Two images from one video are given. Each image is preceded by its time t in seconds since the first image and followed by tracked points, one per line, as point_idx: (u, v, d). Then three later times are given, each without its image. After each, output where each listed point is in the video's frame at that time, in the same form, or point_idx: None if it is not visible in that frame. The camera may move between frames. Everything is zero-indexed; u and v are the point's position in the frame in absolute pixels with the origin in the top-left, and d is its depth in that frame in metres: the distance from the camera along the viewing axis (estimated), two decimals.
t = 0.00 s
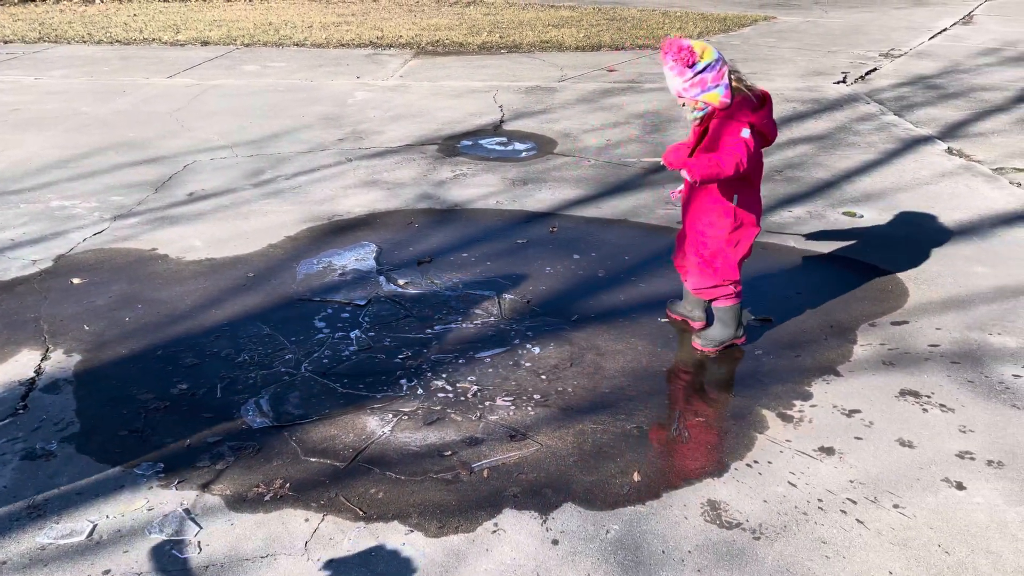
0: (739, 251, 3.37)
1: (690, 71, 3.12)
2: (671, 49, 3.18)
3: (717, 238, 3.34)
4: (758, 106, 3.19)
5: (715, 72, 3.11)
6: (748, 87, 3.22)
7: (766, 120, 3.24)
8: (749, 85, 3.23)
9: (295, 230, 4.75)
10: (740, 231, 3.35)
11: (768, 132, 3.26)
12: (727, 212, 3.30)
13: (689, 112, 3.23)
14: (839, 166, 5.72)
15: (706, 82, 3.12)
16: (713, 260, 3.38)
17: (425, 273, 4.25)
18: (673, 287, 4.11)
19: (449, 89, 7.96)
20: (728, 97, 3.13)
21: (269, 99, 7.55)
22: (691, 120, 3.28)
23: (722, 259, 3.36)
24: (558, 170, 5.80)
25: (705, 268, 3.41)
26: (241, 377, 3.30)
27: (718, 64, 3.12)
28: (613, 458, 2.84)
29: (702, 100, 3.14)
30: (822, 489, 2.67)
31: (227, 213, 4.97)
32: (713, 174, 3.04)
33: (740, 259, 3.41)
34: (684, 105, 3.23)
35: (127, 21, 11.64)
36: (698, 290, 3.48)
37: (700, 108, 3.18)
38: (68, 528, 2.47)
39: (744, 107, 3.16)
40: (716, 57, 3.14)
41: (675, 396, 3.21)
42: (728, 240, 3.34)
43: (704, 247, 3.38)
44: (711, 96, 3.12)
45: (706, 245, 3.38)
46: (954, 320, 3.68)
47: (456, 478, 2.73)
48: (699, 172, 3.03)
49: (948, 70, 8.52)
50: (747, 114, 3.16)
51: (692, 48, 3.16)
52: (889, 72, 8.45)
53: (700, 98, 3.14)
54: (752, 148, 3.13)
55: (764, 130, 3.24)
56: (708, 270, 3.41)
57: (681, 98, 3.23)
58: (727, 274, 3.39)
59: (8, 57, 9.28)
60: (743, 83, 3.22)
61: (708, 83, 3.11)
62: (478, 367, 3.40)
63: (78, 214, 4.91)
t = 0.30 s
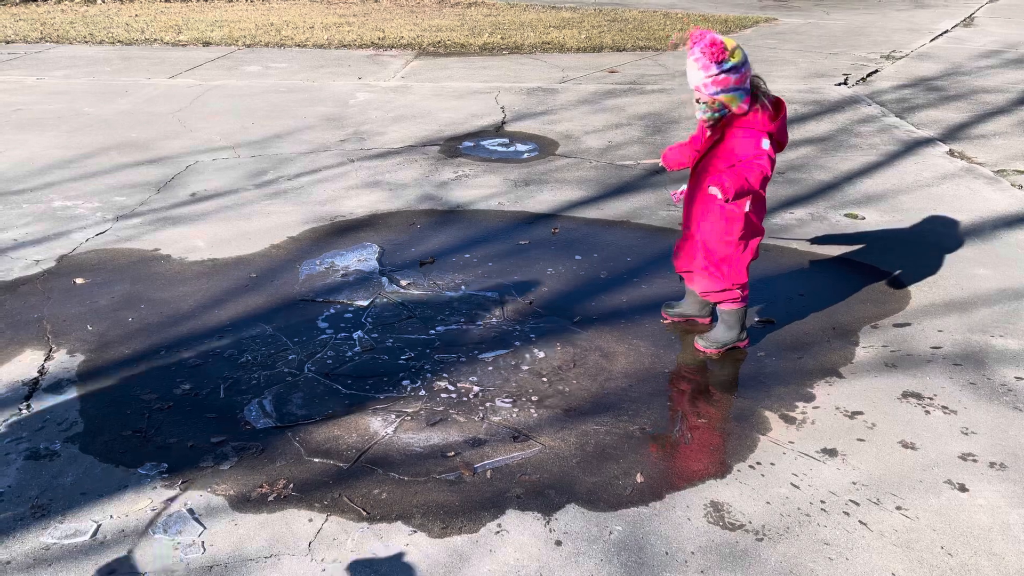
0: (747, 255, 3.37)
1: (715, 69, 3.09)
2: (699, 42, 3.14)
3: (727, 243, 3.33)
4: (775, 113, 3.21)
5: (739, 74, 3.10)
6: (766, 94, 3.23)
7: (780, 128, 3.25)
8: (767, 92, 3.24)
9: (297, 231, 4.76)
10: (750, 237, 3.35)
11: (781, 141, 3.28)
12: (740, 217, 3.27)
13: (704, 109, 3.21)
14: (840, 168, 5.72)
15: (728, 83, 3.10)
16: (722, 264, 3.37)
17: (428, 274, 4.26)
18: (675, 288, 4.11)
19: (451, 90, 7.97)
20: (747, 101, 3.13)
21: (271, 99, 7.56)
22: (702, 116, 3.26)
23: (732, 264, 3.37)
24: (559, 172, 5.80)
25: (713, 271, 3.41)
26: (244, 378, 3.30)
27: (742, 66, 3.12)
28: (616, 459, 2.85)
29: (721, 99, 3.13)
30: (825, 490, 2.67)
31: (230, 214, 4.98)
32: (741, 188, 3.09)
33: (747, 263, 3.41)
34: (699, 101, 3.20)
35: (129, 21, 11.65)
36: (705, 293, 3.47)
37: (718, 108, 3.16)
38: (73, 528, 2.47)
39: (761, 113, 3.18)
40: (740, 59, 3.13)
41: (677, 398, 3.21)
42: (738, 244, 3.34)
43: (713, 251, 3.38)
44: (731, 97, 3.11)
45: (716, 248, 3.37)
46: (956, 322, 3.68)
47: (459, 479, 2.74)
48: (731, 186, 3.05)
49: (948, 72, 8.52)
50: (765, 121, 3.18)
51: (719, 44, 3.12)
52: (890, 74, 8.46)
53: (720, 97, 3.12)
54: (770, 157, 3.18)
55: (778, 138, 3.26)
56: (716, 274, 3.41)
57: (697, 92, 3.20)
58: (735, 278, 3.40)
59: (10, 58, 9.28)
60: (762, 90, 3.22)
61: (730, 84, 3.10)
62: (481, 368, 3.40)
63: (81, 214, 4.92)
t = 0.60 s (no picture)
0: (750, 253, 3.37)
1: (724, 62, 3.09)
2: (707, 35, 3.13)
3: (728, 241, 3.33)
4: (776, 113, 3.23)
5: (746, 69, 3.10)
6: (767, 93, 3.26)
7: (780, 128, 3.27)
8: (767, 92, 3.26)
9: (299, 232, 4.76)
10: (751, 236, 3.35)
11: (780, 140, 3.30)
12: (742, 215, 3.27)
13: (706, 103, 3.18)
14: (841, 169, 5.73)
15: (734, 77, 3.10)
16: (725, 263, 3.37)
17: (430, 275, 4.26)
18: (676, 290, 4.12)
19: (452, 91, 7.97)
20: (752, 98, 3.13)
21: (272, 100, 7.56)
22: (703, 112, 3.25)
23: (735, 262, 3.36)
24: (560, 173, 5.81)
25: (715, 270, 3.41)
26: (246, 379, 3.30)
27: (747, 62, 3.13)
28: (618, 461, 2.85)
29: (728, 93, 3.12)
30: (826, 492, 2.67)
31: (231, 215, 4.98)
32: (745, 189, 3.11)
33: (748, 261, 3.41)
34: (701, 95, 3.17)
35: (130, 22, 11.65)
36: (707, 292, 3.47)
37: (723, 102, 3.15)
38: (75, 528, 2.47)
39: (759, 110, 3.20)
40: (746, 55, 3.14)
41: (678, 399, 3.21)
42: (740, 242, 3.34)
43: (715, 249, 3.38)
44: (737, 91, 3.11)
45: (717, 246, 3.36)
46: (958, 324, 3.69)
47: (461, 480, 2.74)
48: (729, 200, 3.11)
49: (949, 74, 8.52)
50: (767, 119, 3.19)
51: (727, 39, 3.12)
52: (891, 75, 8.46)
53: (727, 91, 3.12)
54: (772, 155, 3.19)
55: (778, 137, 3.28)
56: (718, 273, 3.41)
57: (701, 84, 3.16)
58: (737, 277, 3.40)
59: (11, 58, 9.28)
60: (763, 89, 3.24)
61: (737, 78, 3.10)
62: (482, 369, 3.40)
63: (83, 215, 4.93)
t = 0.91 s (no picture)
0: (752, 246, 3.38)
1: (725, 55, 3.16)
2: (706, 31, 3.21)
3: (731, 236, 3.34)
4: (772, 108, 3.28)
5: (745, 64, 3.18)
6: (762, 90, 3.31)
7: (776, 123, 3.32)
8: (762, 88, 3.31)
9: (298, 233, 4.76)
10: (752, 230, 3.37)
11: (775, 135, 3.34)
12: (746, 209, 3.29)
13: (708, 97, 3.22)
14: (840, 170, 5.73)
15: (735, 70, 3.17)
16: (728, 258, 3.38)
17: (429, 276, 4.26)
18: (676, 291, 4.12)
19: (451, 92, 7.97)
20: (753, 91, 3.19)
21: (271, 101, 7.55)
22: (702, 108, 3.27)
23: (738, 256, 3.37)
24: (560, 174, 5.81)
25: (720, 266, 3.41)
26: (246, 380, 3.30)
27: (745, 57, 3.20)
28: (618, 461, 2.85)
29: (730, 85, 3.18)
30: (827, 493, 2.67)
31: (231, 216, 4.98)
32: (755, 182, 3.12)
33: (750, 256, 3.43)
34: (702, 88, 3.22)
35: (129, 23, 11.64)
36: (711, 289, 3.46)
37: (725, 94, 3.19)
38: (75, 530, 2.47)
39: (758, 103, 3.22)
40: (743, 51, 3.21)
41: (678, 400, 3.21)
42: (743, 236, 3.35)
43: (718, 245, 3.38)
44: (739, 84, 3.17)
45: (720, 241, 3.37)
46: (957, 324, 3.69)
47: (461, 481, 2.74)
48: (742, 201, 3.06)
49: (948, 75, 8.53)
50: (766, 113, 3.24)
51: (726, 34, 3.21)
52: (890, 76, 8.47)
53: (729, 83, 3.18)
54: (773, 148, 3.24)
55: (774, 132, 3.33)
56: (722, 269, 3.42)
57: (702, 77, 3.22)
58: (740, 271, 3.41)
59: (10, 59, 9.28)
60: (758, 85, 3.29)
61: (739, 71, 3.17)
62: (482, 370, 3.40)
63: (82, 216, 4.92)
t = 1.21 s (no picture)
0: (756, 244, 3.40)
1: (720, 58, 3.11)
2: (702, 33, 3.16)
3: (737, 235, 3.35)
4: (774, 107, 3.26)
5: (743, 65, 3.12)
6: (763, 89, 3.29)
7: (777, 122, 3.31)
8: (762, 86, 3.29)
9: (295, 234, 4.75)
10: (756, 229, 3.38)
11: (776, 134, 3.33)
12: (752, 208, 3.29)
13: (707, 98, 3.19)
14: (838, 170, 5.73)
15: (731, 73, 3.12)
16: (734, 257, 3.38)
17: (427, 277, 4.26)
18: (673, 291, 4.12)
19: (448, 93, 7.97)
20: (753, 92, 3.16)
21: (268, 102, 7.55)
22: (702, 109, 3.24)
23: (743, 255, 3.38)
24: (557, 174, 5.81)
25: (726, 266, 3.41)
26: (243, 382, 3.29)
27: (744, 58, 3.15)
28: (616, 462, 2.85)
29: (726, 88, 3.14)
30: (825, 493, 2.67)
31: (228, 217, 4.97)
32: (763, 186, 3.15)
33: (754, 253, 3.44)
34: (701, 90, 3.19)
35: (126, 24, 11.63)
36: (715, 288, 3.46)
37: (724, 96, 3.17)
38: (72, 532, 2.47)
39: (761, 103, 3.21)
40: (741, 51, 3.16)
41: (676, 400, 3.21)
42: (749, 235, 3.36)
43: (723, 245, 3.39)
44: (735, 87, 3.13)
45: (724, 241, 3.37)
46: (954, 324, 3.69)
47: (459, 482, 2.73)
48: (757, 203, 3.14)
49: (945, 75, 8.54)
50: (768, 112, 3.21)
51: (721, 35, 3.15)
52: (887, 76, 8.48)
53: (725, 87, 3.14)
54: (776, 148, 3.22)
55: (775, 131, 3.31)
56: (727, 268, 3.42)
57: (700, 81, 3.19)
58: (744, 270, 3.42)
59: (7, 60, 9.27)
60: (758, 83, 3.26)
61: (734, 73, 3.12)
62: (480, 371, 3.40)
63: (78, 217, 4.91)
